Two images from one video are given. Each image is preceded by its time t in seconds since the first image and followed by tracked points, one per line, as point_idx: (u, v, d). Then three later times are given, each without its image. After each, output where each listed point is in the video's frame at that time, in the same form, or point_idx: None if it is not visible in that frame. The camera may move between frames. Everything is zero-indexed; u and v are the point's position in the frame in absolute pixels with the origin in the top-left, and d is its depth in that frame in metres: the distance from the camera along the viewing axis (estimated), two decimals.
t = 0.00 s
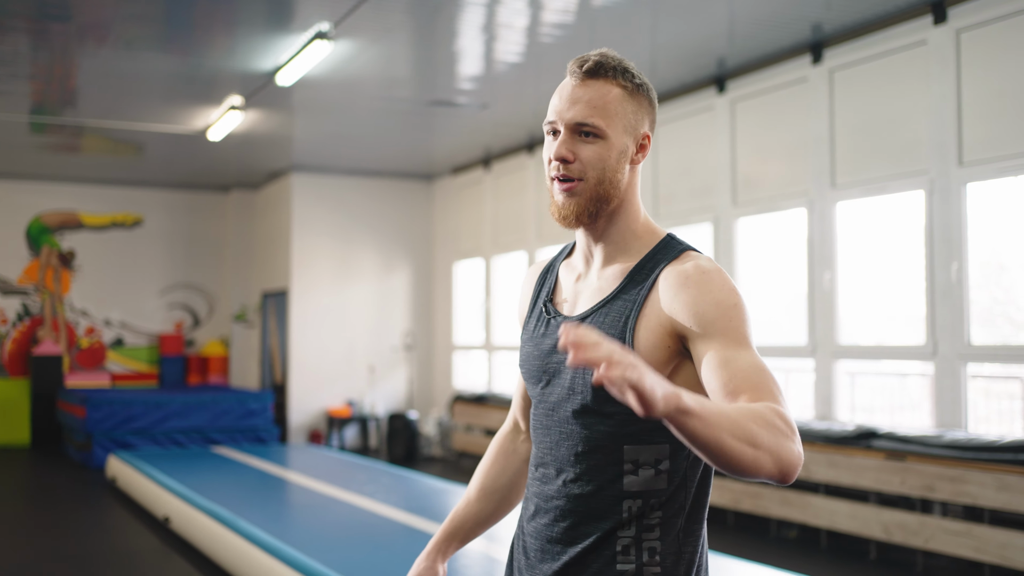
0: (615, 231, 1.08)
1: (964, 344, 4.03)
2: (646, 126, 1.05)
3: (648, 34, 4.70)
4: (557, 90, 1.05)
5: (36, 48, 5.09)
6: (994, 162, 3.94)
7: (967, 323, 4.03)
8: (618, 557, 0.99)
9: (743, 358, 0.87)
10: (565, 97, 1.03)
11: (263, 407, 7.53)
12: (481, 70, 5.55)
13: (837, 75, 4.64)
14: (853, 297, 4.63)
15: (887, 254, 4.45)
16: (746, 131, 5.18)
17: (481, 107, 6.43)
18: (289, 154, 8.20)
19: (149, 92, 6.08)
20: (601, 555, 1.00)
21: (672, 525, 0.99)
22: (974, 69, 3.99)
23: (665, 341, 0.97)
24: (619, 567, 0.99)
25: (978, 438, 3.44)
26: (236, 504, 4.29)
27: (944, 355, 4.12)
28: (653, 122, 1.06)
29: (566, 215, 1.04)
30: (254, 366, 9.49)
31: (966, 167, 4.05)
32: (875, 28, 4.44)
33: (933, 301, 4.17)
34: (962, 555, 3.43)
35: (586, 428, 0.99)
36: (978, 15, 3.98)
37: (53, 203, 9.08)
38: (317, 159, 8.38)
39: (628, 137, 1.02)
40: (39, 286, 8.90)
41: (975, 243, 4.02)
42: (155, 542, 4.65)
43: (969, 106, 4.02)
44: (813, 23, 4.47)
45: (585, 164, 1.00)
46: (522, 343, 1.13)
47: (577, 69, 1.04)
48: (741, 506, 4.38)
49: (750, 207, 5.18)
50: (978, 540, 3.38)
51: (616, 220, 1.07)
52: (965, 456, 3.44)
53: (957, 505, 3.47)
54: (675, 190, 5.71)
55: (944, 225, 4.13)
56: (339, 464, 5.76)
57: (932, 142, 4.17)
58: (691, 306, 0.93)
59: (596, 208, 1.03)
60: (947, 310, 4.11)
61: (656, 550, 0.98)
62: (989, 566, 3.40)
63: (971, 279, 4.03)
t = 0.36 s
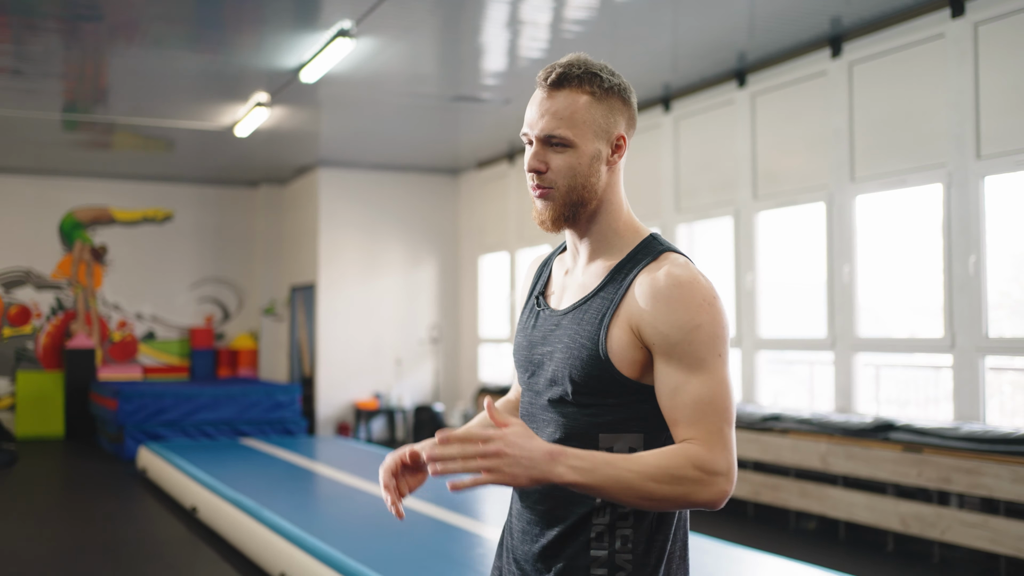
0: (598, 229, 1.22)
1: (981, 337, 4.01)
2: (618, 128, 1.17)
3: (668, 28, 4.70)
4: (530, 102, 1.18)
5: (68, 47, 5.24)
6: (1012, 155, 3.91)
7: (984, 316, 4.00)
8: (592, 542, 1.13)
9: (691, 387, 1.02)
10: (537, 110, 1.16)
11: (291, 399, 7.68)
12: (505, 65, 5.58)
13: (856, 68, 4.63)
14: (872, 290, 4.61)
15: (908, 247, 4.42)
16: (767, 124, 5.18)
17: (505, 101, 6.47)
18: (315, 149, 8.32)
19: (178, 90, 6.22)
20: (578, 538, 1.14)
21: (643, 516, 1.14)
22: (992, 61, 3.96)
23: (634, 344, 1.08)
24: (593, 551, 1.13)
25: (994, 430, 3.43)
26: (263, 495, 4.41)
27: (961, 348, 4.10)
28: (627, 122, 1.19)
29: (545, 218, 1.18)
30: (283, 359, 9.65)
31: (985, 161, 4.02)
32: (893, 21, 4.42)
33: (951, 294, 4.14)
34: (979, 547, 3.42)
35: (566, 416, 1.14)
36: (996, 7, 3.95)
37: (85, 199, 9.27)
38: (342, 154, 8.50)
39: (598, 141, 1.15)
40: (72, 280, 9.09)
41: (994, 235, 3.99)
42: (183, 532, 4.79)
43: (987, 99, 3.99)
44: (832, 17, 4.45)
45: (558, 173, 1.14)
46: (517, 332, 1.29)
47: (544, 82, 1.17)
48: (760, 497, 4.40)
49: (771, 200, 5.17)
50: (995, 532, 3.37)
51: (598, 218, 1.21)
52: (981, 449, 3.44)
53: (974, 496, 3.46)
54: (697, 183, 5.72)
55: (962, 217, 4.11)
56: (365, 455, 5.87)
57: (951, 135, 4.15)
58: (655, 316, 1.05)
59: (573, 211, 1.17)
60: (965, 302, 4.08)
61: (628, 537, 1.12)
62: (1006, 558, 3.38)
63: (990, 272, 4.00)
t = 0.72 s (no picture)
0: (592, 219, 1.31)
1: (1007, 328, 3.97)
2: (619, 127, 1.27)
3: (696, 20, 4.69)
4: (541, 95, 1.28)
5: (107, 44, 5.40)
6: None
7: (1011, 308, 3.96)
8: (581, 520, 1.20)
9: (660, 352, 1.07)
10: (546, 103, 1.25)
11: (325, 389, 7.87)
12: (536, 57, 5.62)
13: (883, 59, 4.59)
14: (900, 282, 4.57)
15: (936, 239, 4.39)
16: (795, 115, 5.16)
17: (534, 94, 6.50)
18: (347, 142, 8.46)
19: (213, 84, 6.38)
20: (568, 517, 1.21)
21: (630, 492, 1.20)
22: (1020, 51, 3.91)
23: (617, 326, 1.18)
24: (581, 528, 1.20)
25: (1018, 421, 3.42)
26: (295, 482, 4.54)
27: (987, 339, 4.06)
28: (629, 123, 1.28)
29: (545, 204, 1.28)
30: (318, 349, 9.84)
31: (1011, 152, 3.98)
32: (921, 12, 4.38)
33: (977, 287, 4.11)
34: (1002, 538, 3.41)
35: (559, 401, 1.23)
36: None
37: (124, 191, 9.52)
38: (375, 146, 8.62)
39: (600, 137, 1.24)
40: (111, 271, 9.34)
41: (1020, 227, 3.95)
42: (218, 518, 4.95)
43: (1014, 89, 3.95)
44: (859, 9, 4.42)
45: (561, 161, 1.24)
46: (518, 320, 1.39)
47: (555, 77, 1.26)
48: (787, 488, 4.42)
49: (800, 192, 5.15)
50: (1017, 523, 3.36)
51: (594, 211, 1.30)
52: (1005, 440, 3.43)
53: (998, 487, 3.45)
54: (726, 175, 5.71)
55: (989, 209, 4.07)
56: (396, 444, 6.00)
57: (977, 126, 4.11)
58: (644, 299, 1.12)
59: (571, 199, 1.27)
60: (992, 295, 4.04)
61: (614, 515, 1.19)
62: None
63: (1017, 262, 3.96)
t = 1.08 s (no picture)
0: (561, 223, 1.33)
1: None
2: (589, 139, 1.31)
3: (724, 15, 4.72)
4: (518, 104, 1.33)
5: (144, 41, 5.56)
6: None
7: None
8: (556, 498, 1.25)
9: (666, 362, 1.15)
10: (522, 110, 1.30)
11: (356, 379, 8.07)
12: (566, 52, 5.66)
13: (909, 53, 4.58)
14: (925, 274, 4.55)
15: (963, 232, 4.37)
16: (821, 108, 5.16)
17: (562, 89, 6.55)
18: (378, 136, 8.60)
19: (248, 80, 6.54)
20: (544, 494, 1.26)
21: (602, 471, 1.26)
22: None
23: (606, 331, 1.20)
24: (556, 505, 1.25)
25: None
26: (328, 471, 4.68)
27: (1012, 332, 4.04)
28: (598, 136, 1.32)
29: (513, 205, 1.30)
30: (350, 340, 10.04)
31: None
32: (948, 6, 4.36)
33: (1002, 279, 4.10)
34: None
35: (537, 392, 1.24)
36: None
37: (160, 185, 9.76)
38: (405, 140, 8.74)
39: (569, 146, 1.28)
40: (147, 264, 9.61)
41: None
42: (252, 505, 5.11)
43: None
44: (886, 2, 4.40)
45: (530, 165, 1.27)
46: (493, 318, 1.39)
47: (532, 88, 1.32)
48: (812, 479, 4.43)
49: (826, 184, 5.15)
50: None
51: (562, 218, 1.32)
52: None
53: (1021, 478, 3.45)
54: (752, 169, 5.73)
55: (1015, 201, 4.07)
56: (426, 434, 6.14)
57: (1003, 119, 4.10)
58: (620, 300, 1.19)
59: (538, 202, 1.29)
60: (1017, 287, 4.02)
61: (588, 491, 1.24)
62: None
63: None
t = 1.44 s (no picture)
0: (532, 230, 1.47)
1: None
2: (535, 148, 1.46)
3: (751, 14, 4.74)
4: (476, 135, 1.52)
5: (179, 41, 5.71)
6: None
7: None
8: (543, 480, 1.39)
9: (594, 349, 1.28)
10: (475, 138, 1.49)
11: (387, 373, 8.23)
12: (595, 50, 5.71)
13: (934, 51, 4.59)
14: (951, 271, 4.56)
15: (989, 230, 4.36)
16: (848, 105, 5.17)
17: (591, 87, 6.60)
18: (408, 133, 8.74)
19: (281, 79, 6.70)
20: (532, 477, 1.40)
21: (583, 456, 1.40)
22: None
23: (561, 321, 1.34)
24: (543, 486, 1.39)
25: None
26: (360, 463, 4.82)
27: None
28: (546, 146, 1.46)
29: (486, 223, 1.48)
30: (382, 335, 10.23)
31: None
32: (972, 5, 4.37)
33: None
34: None
35: (516, 383, 1.39)
36: None
37: (195, 181, 10.00)
38: (434, 137, 8.88)
39: (515, 159, 1.45)
40: (182, 259, 9.85)
41: None
42: (284, 495, 5.27)
43: None
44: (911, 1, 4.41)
45: (488, 184, 1.46)
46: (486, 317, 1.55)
47: (483, 119, 1.51)
48: (835, 473, 4.47)
49: (852, 182, 5.15)
50: None
51: (530, 224, 1.47)
52: None
53: None
54: (779, 166, 5.75)
55: None
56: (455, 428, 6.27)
57: None
58: (576, 295, 1.31)
59: (503, 215, 1.46)
60: None
61: (571, 474, 1.39)
62: None
63: None
